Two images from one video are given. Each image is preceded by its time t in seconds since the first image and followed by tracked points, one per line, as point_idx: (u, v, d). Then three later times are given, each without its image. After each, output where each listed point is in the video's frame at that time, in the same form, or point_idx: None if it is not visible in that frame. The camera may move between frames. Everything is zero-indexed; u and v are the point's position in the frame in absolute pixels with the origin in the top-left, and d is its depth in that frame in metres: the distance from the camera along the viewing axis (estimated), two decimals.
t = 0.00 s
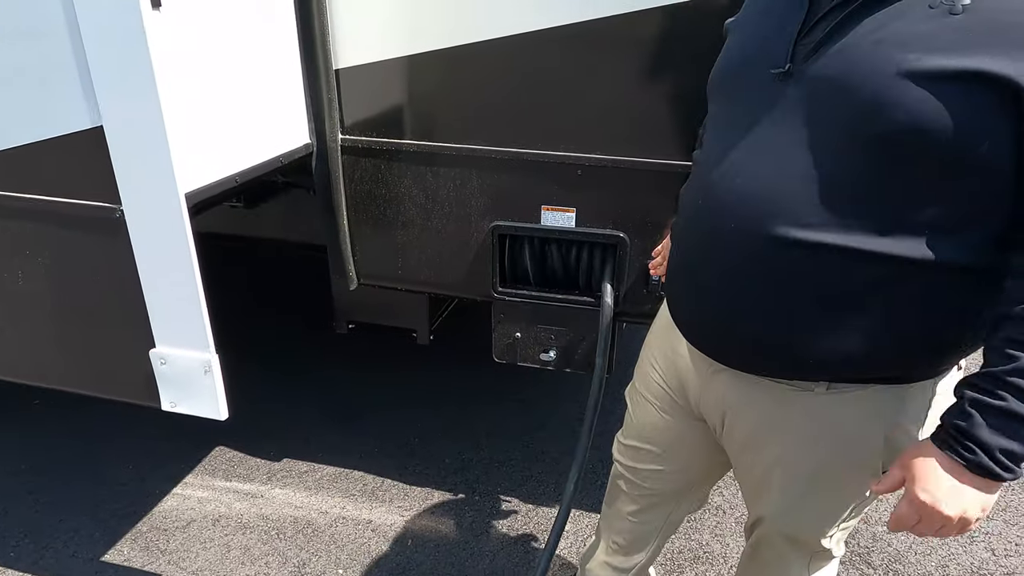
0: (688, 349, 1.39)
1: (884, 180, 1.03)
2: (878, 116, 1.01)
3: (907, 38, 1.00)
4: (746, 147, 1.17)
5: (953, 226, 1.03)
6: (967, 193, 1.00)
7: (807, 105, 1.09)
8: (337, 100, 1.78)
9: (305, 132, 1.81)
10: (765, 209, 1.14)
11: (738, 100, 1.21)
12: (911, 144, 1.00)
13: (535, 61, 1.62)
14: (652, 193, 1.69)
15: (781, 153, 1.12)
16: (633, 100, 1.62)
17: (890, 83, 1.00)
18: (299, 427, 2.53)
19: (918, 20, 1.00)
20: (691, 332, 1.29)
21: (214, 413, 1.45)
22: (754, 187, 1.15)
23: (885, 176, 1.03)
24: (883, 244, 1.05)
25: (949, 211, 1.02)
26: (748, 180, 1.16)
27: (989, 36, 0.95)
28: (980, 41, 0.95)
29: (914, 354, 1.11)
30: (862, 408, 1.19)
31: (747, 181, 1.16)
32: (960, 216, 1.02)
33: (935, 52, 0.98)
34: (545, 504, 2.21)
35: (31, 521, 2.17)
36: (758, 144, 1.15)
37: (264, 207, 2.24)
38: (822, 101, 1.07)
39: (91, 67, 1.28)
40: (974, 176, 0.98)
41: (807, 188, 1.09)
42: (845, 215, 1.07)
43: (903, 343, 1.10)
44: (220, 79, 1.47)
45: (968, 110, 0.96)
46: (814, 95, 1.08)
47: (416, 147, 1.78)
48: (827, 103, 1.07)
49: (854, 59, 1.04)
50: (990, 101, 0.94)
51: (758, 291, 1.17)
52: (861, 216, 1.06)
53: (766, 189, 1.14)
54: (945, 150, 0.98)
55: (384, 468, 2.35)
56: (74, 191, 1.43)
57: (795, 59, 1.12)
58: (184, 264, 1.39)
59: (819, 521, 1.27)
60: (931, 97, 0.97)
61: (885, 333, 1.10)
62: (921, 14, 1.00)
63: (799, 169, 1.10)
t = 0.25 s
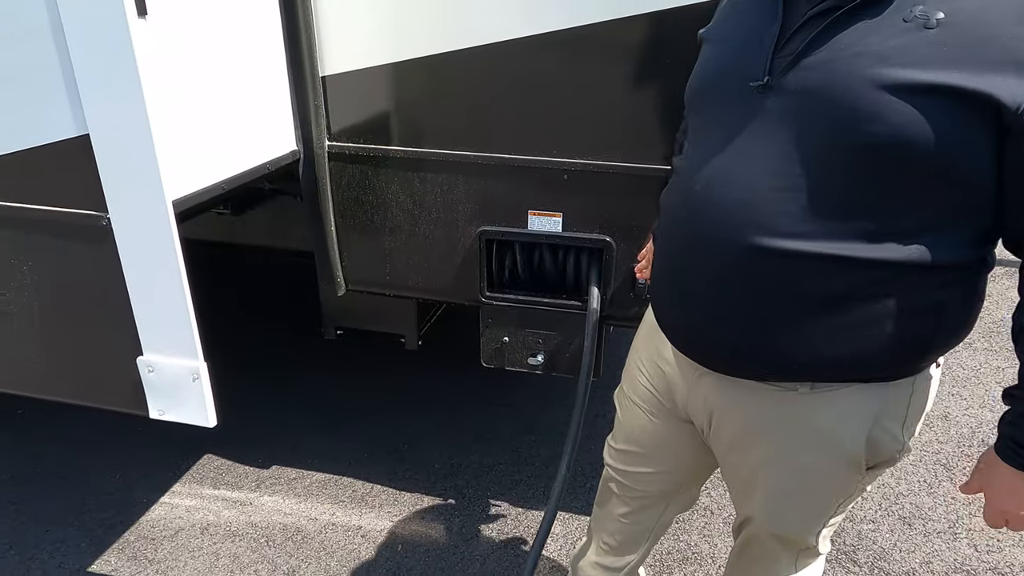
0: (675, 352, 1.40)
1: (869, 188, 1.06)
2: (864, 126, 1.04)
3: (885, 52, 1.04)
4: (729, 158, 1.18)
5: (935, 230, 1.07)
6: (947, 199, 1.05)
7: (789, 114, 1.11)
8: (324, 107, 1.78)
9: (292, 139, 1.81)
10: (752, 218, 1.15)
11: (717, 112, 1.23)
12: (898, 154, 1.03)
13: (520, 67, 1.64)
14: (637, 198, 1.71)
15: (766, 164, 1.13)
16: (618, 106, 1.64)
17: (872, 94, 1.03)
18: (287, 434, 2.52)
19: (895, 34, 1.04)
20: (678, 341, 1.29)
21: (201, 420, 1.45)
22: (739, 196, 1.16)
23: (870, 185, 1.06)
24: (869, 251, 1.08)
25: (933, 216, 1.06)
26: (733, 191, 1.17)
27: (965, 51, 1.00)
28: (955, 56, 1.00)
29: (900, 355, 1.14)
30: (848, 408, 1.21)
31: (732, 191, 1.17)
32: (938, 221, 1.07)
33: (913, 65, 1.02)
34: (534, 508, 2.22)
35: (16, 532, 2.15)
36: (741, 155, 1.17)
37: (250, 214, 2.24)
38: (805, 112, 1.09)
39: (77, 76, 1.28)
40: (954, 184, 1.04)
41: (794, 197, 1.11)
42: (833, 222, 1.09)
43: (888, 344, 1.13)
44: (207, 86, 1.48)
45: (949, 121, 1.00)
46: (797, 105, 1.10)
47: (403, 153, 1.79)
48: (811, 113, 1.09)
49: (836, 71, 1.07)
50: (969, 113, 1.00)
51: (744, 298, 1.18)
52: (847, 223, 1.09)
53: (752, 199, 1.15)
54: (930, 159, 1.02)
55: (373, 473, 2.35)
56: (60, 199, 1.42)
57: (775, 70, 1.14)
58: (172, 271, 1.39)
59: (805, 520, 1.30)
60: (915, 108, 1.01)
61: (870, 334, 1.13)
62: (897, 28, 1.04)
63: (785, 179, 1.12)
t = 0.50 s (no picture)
0: (666, 354, 1.42)
1: (847, 189, 1.08)
2: (841, 128, 1.06)
3: (862, 54, 1.05)
4: (713, 161, 1.21)
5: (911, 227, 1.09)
6: (923, 196, 1.06)
7: (769, 117, 1.13)
8: (314, 114, 1.80)
9: (282, 145, 1.82)
10: (736, 220, 1.17)
11: (701, 116, 1.25)
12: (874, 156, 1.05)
13: (508, 73, 1.66)
14: (625, 202, 1.73)
15: (748, 167, 1.16)
16: (605, 110, 1.66)
17: (848, 96, 1.05)
18: (279, 439, 2.53)
19: (869, 36, 1.05)
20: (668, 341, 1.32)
21: (193, 425, 1.45)
22: (724, 199, 1.18)
23: (848, 186, 1.08)
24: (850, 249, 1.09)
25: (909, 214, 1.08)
26: (717, 194, 1.19)
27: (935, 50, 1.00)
28: (926, 55, 1.00)
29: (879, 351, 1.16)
30: (836, 405, 1.23)
31: (717, 194, 1.19)
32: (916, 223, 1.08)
33: (885, 66, 1.03)
34: (526, 510, 2.23)
35: (6, 539, 2.14)
36: (725, 158, 1.19)
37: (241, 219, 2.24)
38: (784, 115, 1.11)
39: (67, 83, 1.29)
40: (929, 183, 1.05)
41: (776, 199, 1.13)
42: (814, 223, 1.11)
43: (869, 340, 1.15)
44: (198, 92, 1.48)
45: (921, 121, 1.01)
46: (777, 109, 1.12)
47: (393, 158, 1.80)
48: (790, 116, 1.11)
49: (813, 75, 1.08)
50: (940, 112, 1.00)
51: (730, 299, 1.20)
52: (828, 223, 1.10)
53: (736, 202, 1.17)
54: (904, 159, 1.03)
55: (365, 477, 2.35)
56: (51, 206, 1.43)
57: (756, 74, 1.17)
58: (163, 276, 1.40)
59: (795, 518, 1.32)
60: (887, 109, 1.02)
61: (853, 334, 1.15)
62: (871, 30, 1.05)
63: (767, 182, 1.14)
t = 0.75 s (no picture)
0: (664, 352, 1.44)
1: (837, 183, 1.09)
2: (828, 123, 1.07)
3: (845, 49, 1.06)
4: (705, 158, 1.22)
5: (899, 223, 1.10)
6: (908, 189, 1.08)
7: (757, 113, 1.15)
8: (313, 116, 1.81)
9: (281, 147, 1.83)
10: (729, 215, 1.19)
11: (694, 114, 1.27)
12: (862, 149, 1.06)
13: (505, 74, 1.67)
14: (621, 203, 1.74)
15: (740, 163, 1.17)
16: (601, 112, 1.67)
17: (833, 92, 1.06)
18: (277, 440, 2.53)
19: (853, 31, 1.07)
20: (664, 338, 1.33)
21: (193, 426, 1.46)
22: (716, 195, 1.20)
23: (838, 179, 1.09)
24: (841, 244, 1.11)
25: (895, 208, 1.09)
26: (710, 190, 1.21)
27: (918, 42, 1.01)
28: (909, 48, 1.02)
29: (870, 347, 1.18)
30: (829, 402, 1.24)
31: (709, 190, 1.21)
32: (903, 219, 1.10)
33: (869, 60, 1.04)
34: (524, 511, 2.23)
35: (4, 542, 2.14)
36: (716, 155, 1.21)
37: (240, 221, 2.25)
38: (773, 111, 1.13)
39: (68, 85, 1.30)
40: (916, 175, 1.06)
41: (767, 194, 1.15)
42: (804, 218, 1.12)
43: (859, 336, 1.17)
44: (197, 95, 1.49)
45: (907, 113, 1.03)
46: (766, 105, 1.14)
47: (392, 160, 1.81)
48: (777, 113, 1.13)
49: (799, 71, 1.10)
50: (925, 103, 1.02)
51: (722, 294, 1.22)
52: (819, 219, 1.12)
53: (728, 198, 1.19)
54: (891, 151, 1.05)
55: (363, 479, 2.36)
56: (52, 209, 1.43)
57: (745, 72, 1.18)
58: (164, 278, 1.41)
59: (792, 515, 1.33)
60: (872, 102, 1.04)
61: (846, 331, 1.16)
62: (855, 25, 1.07)
63: (758, 178, 1.15)
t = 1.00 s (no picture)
0: (660, 350, 1.44)
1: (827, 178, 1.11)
2: (815, 119, 1.08)
3: (828, 45, 1.07)
4: (696, 156, 1.24)
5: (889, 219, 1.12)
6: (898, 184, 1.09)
7: (744, 110, 1.17)
8: (313, 118, 1.82)
9: (281, 148, 1.84)
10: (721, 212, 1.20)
11: (685, 113, 1.29)
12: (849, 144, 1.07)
13: (503, 75, 1.68)
14: (620, 203, 1.75)
15: (729, 159, 1.19)
16: (598, 112, 1.68)
17: (816, 87, 1.07)
18: (277, 441, 2.54)
19: (836, 28, 1.08)
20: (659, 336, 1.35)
21: (193, 425, 1.47)
22: (708, 192, 1.22)
23: (827, 174, 1.11)
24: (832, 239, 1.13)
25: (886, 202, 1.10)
26: (701, 188, 1.23)
27: (901, 36, 1.02)
28: (892, 42, 1.03)
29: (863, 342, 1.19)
30: (823, 400, 1.26)
31: (699, 187, 1.23)
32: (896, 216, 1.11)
33: (852, 56, 1.05)
34: (523, 511, 2.24)
35: (5, 542, 2.14)
36: (705, 153, 1.22)
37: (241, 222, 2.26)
38: (760, 108, 1.14)
39: (70, 86, 1.31)
40: (904, 166, 1.07)
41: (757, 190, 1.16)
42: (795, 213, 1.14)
43: (852, 331, 1.18)
44: (198, 97, 1.50)
45: (891, 106, 1.03)
46: (753, 102, 1.15)
47: (392, 161, 1.82)
48: (762, 109, 1.14)
49: (785, 68, 1.11)
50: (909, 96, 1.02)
51: (714, 290, 1.23)
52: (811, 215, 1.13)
53: (720, 194, 1.20)
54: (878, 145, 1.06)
55: (363, 479, 2.36)
56: (53, 210, 1.44)
57: (733, 70, 1.20)
58: (165, 277, 1.41)
59: (786, 511, 1.35)
60: (856, 97, 1.05)
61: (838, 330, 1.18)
62: (838, 21, 1.08)
63: (748, 174, 1.17)
